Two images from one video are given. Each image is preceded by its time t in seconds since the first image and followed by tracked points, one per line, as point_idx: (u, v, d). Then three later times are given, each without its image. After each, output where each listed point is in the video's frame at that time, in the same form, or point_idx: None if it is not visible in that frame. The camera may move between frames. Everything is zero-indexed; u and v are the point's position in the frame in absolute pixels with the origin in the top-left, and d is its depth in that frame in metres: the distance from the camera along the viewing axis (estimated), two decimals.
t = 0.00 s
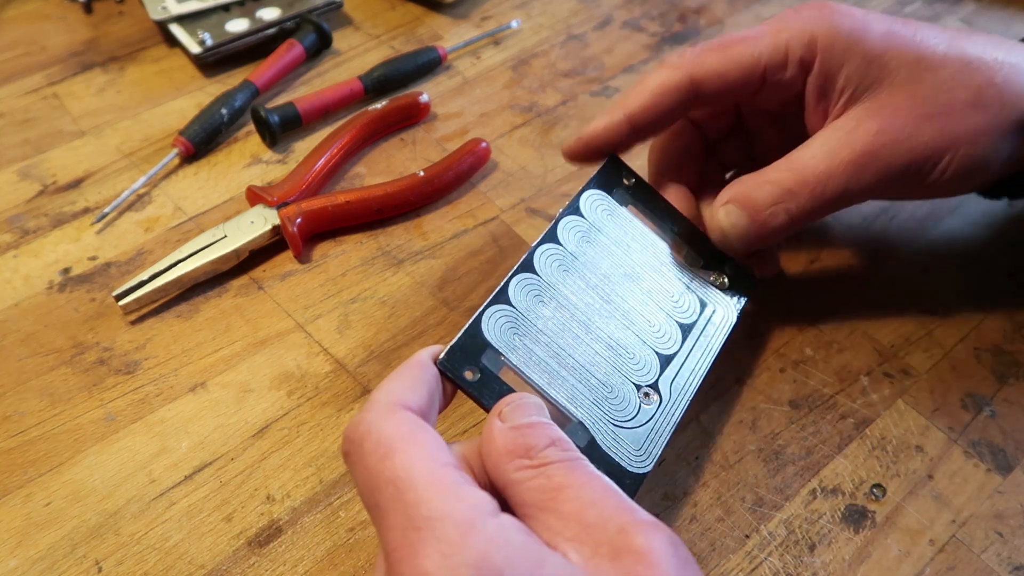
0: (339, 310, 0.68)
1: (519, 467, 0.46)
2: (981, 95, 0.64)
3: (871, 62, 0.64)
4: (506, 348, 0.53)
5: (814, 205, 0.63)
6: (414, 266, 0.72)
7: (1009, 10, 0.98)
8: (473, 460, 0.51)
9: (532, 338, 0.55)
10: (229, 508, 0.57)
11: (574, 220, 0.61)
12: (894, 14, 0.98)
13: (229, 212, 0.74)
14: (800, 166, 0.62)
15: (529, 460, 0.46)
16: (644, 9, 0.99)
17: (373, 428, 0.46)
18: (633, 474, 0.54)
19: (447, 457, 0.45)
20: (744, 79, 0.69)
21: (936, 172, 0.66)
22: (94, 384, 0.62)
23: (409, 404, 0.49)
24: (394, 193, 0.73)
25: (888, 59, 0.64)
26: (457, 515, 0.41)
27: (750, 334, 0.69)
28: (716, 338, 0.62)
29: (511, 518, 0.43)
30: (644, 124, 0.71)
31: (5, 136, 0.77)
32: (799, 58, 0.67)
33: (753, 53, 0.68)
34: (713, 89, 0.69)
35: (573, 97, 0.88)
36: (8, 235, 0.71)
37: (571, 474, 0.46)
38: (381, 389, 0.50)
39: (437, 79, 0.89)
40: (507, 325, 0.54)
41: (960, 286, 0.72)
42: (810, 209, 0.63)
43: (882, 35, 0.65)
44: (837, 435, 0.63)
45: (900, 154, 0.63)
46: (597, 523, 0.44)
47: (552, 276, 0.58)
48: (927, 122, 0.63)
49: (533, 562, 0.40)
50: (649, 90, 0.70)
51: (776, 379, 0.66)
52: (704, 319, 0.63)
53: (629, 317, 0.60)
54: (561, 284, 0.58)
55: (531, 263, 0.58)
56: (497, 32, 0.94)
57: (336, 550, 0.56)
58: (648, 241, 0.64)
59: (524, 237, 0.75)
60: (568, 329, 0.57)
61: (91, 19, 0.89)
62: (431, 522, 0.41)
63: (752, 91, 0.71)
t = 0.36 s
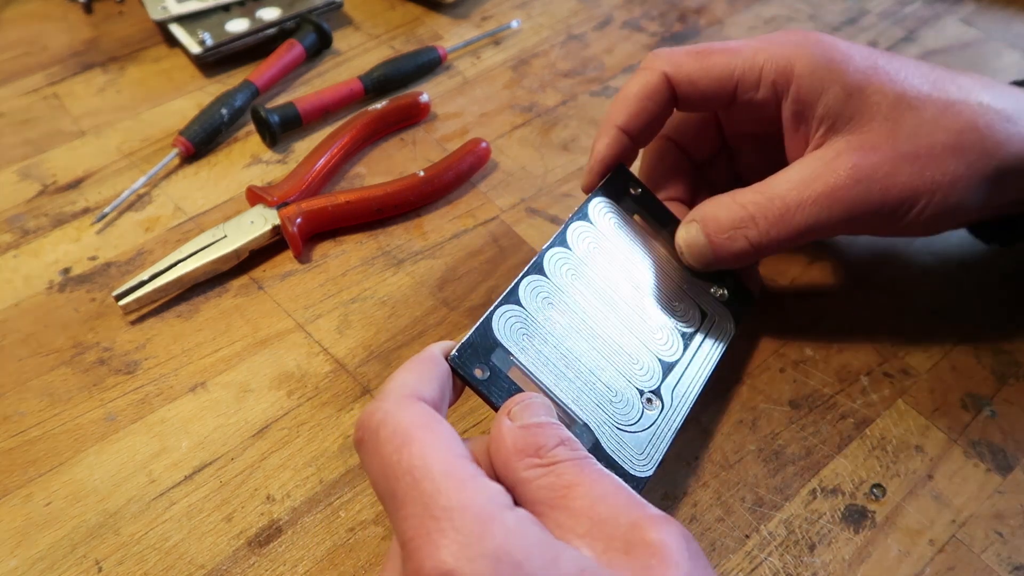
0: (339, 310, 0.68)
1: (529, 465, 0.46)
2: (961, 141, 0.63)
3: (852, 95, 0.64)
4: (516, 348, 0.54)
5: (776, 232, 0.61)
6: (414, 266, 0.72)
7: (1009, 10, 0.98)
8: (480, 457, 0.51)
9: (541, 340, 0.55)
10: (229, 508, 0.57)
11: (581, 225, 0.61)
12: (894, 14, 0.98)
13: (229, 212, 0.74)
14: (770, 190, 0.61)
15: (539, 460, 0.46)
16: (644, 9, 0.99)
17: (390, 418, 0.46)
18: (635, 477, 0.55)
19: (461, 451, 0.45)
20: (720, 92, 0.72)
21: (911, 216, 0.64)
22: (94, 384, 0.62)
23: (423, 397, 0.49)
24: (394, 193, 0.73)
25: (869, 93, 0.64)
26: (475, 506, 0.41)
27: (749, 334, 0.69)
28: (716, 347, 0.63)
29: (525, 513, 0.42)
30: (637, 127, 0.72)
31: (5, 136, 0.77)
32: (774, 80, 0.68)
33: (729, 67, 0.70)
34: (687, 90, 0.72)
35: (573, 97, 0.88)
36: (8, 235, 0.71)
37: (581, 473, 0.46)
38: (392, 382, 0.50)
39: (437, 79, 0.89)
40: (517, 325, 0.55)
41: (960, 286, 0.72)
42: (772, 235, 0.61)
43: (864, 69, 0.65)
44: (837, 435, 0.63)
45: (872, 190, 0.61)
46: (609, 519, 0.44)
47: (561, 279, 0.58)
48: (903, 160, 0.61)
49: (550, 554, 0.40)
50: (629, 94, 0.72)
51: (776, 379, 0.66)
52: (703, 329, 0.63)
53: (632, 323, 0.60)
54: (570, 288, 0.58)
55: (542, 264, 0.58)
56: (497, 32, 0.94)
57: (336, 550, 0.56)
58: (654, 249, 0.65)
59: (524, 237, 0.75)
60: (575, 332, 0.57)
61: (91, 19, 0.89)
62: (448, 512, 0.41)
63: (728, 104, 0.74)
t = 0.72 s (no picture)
0: (339, 310, 0.68)
1: (531, 466, 0.46)
2: (935, 133, 0.64)
3: (834, 78, 0.64)
4: (520, 347, 0.54)
5: (746, 205, 0.62)
6: (414, 266, 0.72)
7: (1009, 10, 0.98)
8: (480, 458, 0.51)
9: (545, 339, 0.56)
10: (229, 508, 0.57)
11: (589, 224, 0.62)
12: (895, 14, 0.98)
13: (229, 212, 0.74)
14: (745, 165, 0.62)
15: (541, 460, 0.46)
16: (644, 9, 0.99)
17: (399, 411, 0.46)
18: (636, 478, 0.54)
19: (470, 446, 0.45)
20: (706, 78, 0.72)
21: (881, 203, 0.65)
22: (94, 385, 0.62)
23: (432, 391, 0.49)
24: (394, 193, 0.73)
25: (850, 77, 0.64)
26: (482, 501, 0.41)
27: (750, 334, 0.69)
28: (721, 346, 0.63)
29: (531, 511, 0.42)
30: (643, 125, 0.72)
31: (5, 136, 0.78)
32: (759, 63, 0.69)
33: (714, 52, 0.71)
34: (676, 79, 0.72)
35: (573, 97, 0.88)
36: (9, 235, 0.71)
37: (583, 475, 0.46)
38: (400, 376, 0.50)
39: (437, 79, 0.89)
40: (522, 324, 0.55)
41: (960, 285, 0.73)
42: (742, 208, 0.62)
43: (846, 54, 0.66)
44: (837, 435, 0.63)
45: (846, 172, 0.62)
46: (611, 519, 0.44)
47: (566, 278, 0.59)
48: (878, 145, 0.62)
49: (556, 552, 0.39)
50: (626, 92, 0.72)
51: (776, 378, 0.66)
52: (711, 330, 0.63)
53: (638, 322, 0.60)
54: (575, 287, 0.59)
55: (548, 264, 0.58)
56: (497, 32, 0.94)
57: (336, 550, 0.56)
58: (659, 250, 0.66)
59: (524, 237, 0.75)
60: (579, 332, 0.57)
61: (92, 19, 0.89)
62: (455, 507, 0.40)
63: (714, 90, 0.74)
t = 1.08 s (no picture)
0: (339, 310, 0.68)
1: (530, 465, 0.46)
2: (915, 120, 0.64)
3: (819, 58, 0.65)
4: (522, 346, 0.54)
5: (720, 168, 0.63)
6: (413, 266, 0.72)
7: (1009, 10, 0.98)
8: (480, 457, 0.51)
9: (547, 338, 0.56)
10: (229, 508, 0.57)
11: (596, 225, 0.62)
12: (894, 14, 0.98)
13: (229, 212, 0.74)
14: (725, 133, 0.63)
15: (541, 459, 0.46)
16: (644, 9, 0.99)
17: (402, 412, 0.46)
18: (638, 478, 0.54)
19: (472, 448, 0.45)
20: (697, 67, 0.74)
21: (852, 187, 0.66)
22: (94, 384, 0.62)
23: (435, 392, 0.49)
24: (394, 193, 0.73)
25: (834, 58, 0.64)
26: (481, 501, 0.41)
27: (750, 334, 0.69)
28: (731, 348, 0.62)
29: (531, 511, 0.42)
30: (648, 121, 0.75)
31: (5, 136, 0.78)
32: (746, 43, 0.70)
33: (703, 38, 0.72)
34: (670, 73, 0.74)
35: (573, 97, 0.88)
36: (9, 235, 0.71)
37: (582, 473, 0.46)
38: (404, 376, 0.49)
39: (437, 79, 0.89)
40: (523, 323, 0.55)
41: (961, 284, 0.73)
42: (716, 170, 0.63)
43: (834, 34, 0.66)
44: (837, 435, 0.63)
45: (818, 151, 0.63)
46: (610, 518, 0.44)
47: (570, 278, 0.59)
48: (852, 128, 0.63)
49: (555, 550, 0.39)
50: (629, 94, 0.74)
51: (776, 378, 0.66)
52: (720, 329, 0.63)
53: (645, 322, 0.60)
54: (579, 287, 0.59)
55: (550, 264, 0.58)
56: (497, 32, 0.94)
57: (337, 550, 0.56)
58: (669, 249, 0.65)
59: (524, 237, 0.75)
60: (582, 331, 0.57)
61: (92, 19, 0.89)
62: (455, 506, 0.41)
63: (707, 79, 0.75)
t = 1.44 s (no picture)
0: (339, 310, 0.68)
1: (509, 467, 0.47)
2: (961, 83, 0.63)
3: (856, 32, 0.64)
4: (501, 348, 0.55)
5: (771, 162, 0.60)
6: (414, 266, 0.72)
7: (1010, 10, 0.98)
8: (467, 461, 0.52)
9: (529, 337, 0.56)
10: (229, 508, 0.57)
11: (577, 219, 0.62)
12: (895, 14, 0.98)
13: (229, 212, 0.74)
14: (771, 121, 0.59)
15: (520, 461, 0.47)
16: (644, 8, 0.99)
17: (379, 428, 0.48)
18: (629, 474, 0.54)
19: (447, 454, 0.46)
20: (727, 45, 0.72)
21: (918, 152, 0.65)
22: (94, 385, 0.62)
23: (413, 406, 0.50)
24: (394, 193, 0.73)
25: (872, 31, 0.64)
26: (452, 505, 0.42)
27: (750, 334, 0.69)
28: (728, 332, 0.61)
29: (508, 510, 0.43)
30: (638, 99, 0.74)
31: (5, 137, 0.78)
32: (777, 20, 0.69)
33: (732, 18, 0.71)
34: (694, 51, 0.73)
35: (573, 97, 0.88)
36: (9, 235, 0.71)
37: (562, 472, 0.46)
38: (383, 392, 0.51)
39: (437, 79, 0.89)
40: (502, 326, 0.56)
41: (961, 284, 0.73)
42: (769, 163, 0.60)
43: (864, 11, 0.66)
44: (837, 435, 0.63)
45: (876, 124, 0.60)
46: (589, 515, 0.44)
47: (552, 277, 0.59)
48: (907, 95, 0.61)
49: (528, 552, 0.40)
50: (636, 67, 0.73)
51: (776, 379, 0.66)
52: (716, 313, 0.61)
53: (634, 313, 0.59)
54: (562, 285, 0.59)
55: (530, 265, 0.59)
56: (497, 32, 0.94)
57: (336, 550, 0.56)
58: (660, 233, 0.64)
59: (524, 237, 0.75)
60: (566, 326, 0.57)
61: (91, 19, 0.89)
62: (427, 513, 0.42)
63: (735, 58, 0.74)
